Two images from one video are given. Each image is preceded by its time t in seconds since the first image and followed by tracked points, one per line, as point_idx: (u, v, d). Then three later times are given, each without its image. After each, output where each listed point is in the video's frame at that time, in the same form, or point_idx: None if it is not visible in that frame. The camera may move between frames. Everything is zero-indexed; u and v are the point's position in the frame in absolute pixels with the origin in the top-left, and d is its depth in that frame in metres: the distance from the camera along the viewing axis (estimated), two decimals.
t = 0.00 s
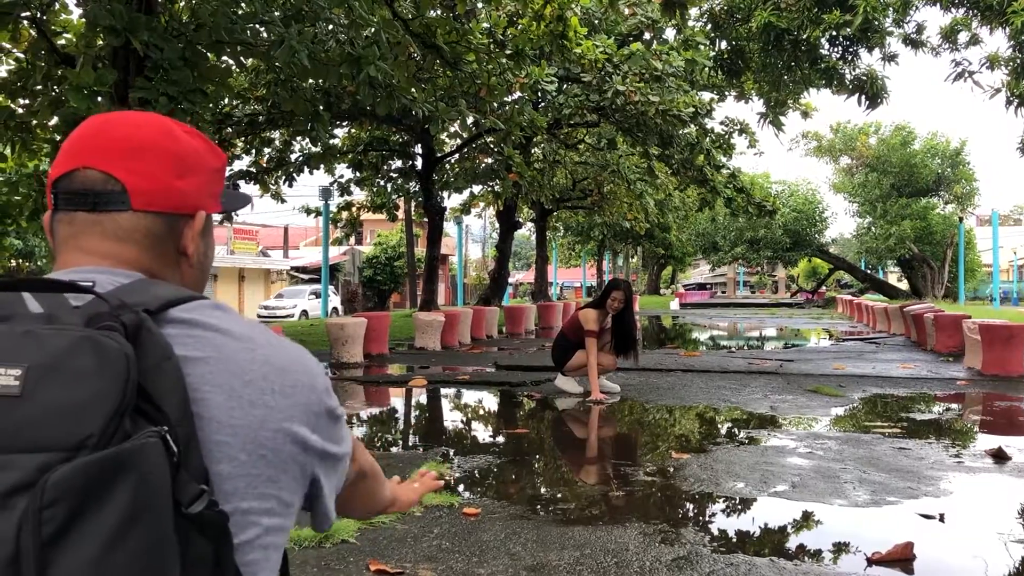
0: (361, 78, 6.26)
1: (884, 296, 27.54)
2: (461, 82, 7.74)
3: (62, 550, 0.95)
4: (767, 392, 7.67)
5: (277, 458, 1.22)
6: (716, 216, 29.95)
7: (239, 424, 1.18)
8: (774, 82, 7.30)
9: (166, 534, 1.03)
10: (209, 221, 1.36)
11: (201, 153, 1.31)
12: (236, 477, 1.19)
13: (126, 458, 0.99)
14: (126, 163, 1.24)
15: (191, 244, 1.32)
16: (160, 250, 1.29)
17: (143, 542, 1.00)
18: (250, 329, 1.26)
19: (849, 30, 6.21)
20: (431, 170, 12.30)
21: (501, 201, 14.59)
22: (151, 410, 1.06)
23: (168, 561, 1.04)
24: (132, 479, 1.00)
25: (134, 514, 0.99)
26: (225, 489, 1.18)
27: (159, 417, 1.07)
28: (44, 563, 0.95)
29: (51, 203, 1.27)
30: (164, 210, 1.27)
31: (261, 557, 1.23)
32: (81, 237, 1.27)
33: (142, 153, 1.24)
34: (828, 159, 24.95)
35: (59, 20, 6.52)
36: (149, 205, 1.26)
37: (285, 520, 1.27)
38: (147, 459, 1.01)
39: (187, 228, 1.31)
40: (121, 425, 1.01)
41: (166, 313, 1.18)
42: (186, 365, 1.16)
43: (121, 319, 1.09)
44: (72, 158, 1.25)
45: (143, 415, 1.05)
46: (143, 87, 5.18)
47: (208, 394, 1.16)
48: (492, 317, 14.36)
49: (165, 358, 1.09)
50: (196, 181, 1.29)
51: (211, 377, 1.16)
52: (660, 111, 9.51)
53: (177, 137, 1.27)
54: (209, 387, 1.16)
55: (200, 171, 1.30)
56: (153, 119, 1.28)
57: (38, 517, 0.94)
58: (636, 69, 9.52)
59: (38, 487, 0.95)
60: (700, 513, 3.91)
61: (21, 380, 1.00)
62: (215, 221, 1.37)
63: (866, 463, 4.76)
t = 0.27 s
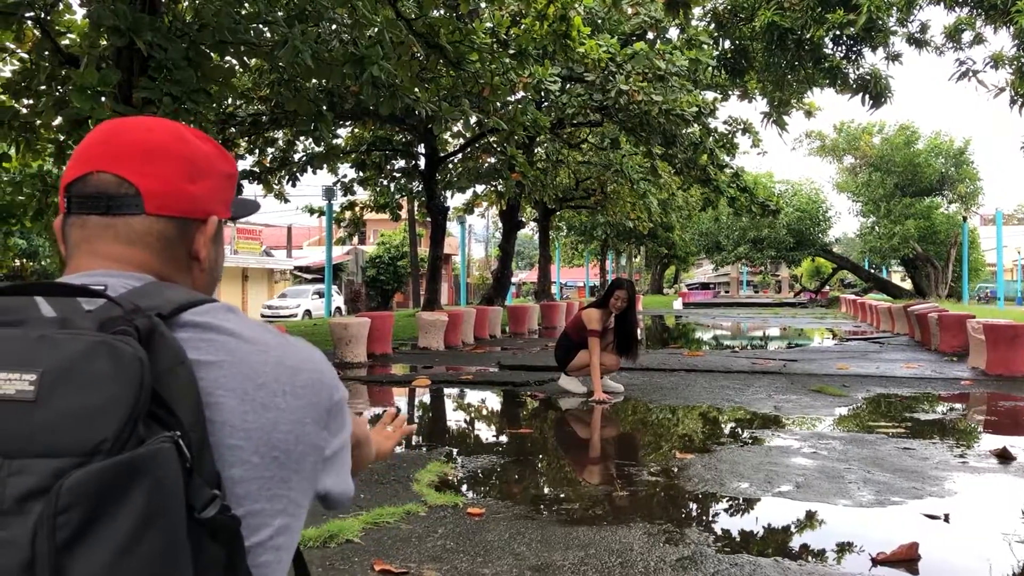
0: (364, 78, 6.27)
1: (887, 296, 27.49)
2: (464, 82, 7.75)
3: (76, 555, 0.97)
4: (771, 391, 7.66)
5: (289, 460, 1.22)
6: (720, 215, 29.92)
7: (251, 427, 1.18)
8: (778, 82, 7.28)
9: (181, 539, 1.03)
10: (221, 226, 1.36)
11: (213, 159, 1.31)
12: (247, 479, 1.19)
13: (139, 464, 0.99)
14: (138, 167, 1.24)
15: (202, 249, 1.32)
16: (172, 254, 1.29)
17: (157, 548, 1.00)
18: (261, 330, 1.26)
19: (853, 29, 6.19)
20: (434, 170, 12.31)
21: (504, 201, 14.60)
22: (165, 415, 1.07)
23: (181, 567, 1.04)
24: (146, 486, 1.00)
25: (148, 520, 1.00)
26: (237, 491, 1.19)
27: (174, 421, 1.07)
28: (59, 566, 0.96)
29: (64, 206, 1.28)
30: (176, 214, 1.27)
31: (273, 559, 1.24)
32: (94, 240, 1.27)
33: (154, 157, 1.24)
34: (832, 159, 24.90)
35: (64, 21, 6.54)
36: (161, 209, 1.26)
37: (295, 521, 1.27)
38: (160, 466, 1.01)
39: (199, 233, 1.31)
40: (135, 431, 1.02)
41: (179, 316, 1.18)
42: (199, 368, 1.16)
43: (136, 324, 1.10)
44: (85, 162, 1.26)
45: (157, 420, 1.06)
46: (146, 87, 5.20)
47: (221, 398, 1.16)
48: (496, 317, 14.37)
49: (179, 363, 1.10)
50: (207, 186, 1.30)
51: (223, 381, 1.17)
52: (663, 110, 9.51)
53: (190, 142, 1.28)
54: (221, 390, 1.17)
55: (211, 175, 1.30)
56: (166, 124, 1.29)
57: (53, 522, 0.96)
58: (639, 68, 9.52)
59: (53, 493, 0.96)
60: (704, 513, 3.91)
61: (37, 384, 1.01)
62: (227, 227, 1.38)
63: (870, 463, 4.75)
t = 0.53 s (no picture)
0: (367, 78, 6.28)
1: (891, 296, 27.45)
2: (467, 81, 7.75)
3: (69, 555, 0.97)
4: (775, 391, 7.65)
5: (287, 457, 1.23)
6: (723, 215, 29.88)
7: (248, 424, 1.18)
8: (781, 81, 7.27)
9: (175, 538, 1.04)
10: (216, 223, 1.36)
11: (208, 156, 1.31)
12: (244, 477, 1.19)
13: (133, 463, 1.00)
14: (134, 165, 1.25)
15: (198, 246, 1.33)
16: (167, 251, 1.30)
17: (151, 548, 1.01)
18: (258, 328, 1.26)
19: (857, 29, 6.18)
20: (436, 170, 12.32)
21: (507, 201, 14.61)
22: (159, 413, 1.07)
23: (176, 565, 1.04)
24: (140, 485, 1.00)
25: (143, 519, 1.00)
26: (235, 488, 1.19)
27: (168, 419, 1.08)
28: (52, 566, 0.96)
29: (59, 205, 1.28)
30: (171, 212, 1.28)
31: (271, 555, 1.25)
32: (89, 238, 1.28)
33: (150, 154, 1.25)
34: (835, 158, 24.86)
35: (67, 21, 6.55)
36: (156, 207, 1.27)
37: (293, 518, 1.28)
38: (154, 464, 1.02)
39: (194, 229, 1.32)
40: (128, 430, 1.02)
41: (174, 314, 1.19)
42: (194, 365, 1.17)
43: (129, 323, 1.10)
44: (80, 160, 1.26)
45: (151, 419, 1.06)
46: (150, 87, 5.20)
47: (217, 395, 1.17)
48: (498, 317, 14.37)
49: (174, 361, 1.10)
50: (203, 183, 1.30)
51: (218, 378, 1.17)
52: (666, 110, 9.50)
53: (185, 140, 1.28)
54: (216, 386, 1.17)
55: (207, 172, 1.31)
56: (161, 122, 1.29)
57: (46, 522, 0.96)
58: (642, 68, 9.51)
59: (46, 493, 0.96)
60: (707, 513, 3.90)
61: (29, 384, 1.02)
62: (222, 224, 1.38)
63: (873, 463, 4.75)
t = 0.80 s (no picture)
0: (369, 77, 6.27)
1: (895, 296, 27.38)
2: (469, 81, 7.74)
3: (54, 545, 0.95)
4: (778, 391, 7.63)
5: (277, 447, 1.22)
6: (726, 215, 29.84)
7: (237, 413, 1.17)
8: (783, 80, 7.25)
9: (162, 529, 1.03)
10: (206, 214, 1.35)
11: (199, 146, 1.30)
12: (233, 467, 1.18)
13: (118, 452, 0.98)
14: (125, 155, 1.24)
15: (188, 238, 1.32)
16: (157, 243, 1.29)
17: (137, 539, 1.00)
18: (247, 319, 1.25)
19: (860, 26, 6.15)
20: (439, 170, 12.31)
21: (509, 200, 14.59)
22: (144, 404, 1.06)
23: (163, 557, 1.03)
24: (126, 475, 0.99)
25: (127, 509, 0.99)
26: (223, 478, 1.18)
27: (154, 409, 1.06)
28: (36, 557, 0.95)
29: (47, 194, 1.27)
30: (161, 202, 1.27)
31: (261, 547, 1.23)
32: (78, 229, 1.27)
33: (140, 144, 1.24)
34: (839, 158, 24.80)
35: (69, 20, 6.55)
36: (146, 198, 1.25)
37: (285, 510, 1.26)
38: (140, 454, 1.00)
39: (184, 220, 1.31)
40: (113, 420, 1.01)
41: (162, 304, 1.17)
42: (182, 354, 1.15)
43: (115, 312, 1.09)
44: (69, 149, 1.25)
45: (136, 408, 1.05)
46: (151, 85, 5.19)
47: (205, 385, 1.15)
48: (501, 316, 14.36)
49: (160, 351, 1.09)
50: (193, 174, 1.29)
51: (206, 368, 1.16)
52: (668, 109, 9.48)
53: (176, 129, 1.27)
54: (204, 376, 1.16)
55: (197, 164, 1.29)
56: (152, 111, 1.28)
57: (29, 512, 0.94)
58: (645, 67, 9.49)
59: (29, 483, 0.95)
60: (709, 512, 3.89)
61: (12, 374, 1.00)
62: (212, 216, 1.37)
63: (876, 462, 4.73)
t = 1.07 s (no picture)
0: (374, 78, 6.30)
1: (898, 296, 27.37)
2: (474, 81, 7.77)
3: (71, 549, 0.98)
4: (781, 391, 7.65)
5: (288, 450, 1.24)
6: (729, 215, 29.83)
7: (250, 417, 1.20)
8: (787, 80, 7.25)
9: (176, 533, 1.05)
10: (214, 218, 1.38)
11: (206, 151, 1.33)
12: (244, 469, 1.21)
13: (132, 459, 1.01)
14: (133, 160, 1.26)
15: (197, 241, 1.35)
16: (166, 247, 1.31)
17: (152, 543, 1.02)
18: (258, 321, 1.28)
19: (864, 28, 6.16)
20: (442, 170, 12.33)
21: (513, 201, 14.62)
22: (157, 409, 1.09)
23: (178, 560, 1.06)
24: (140, 481, 1.02)
25: (143, 514, 1.02)
26: (236, 481, 1.21)
27: (166, 415, 1.09)
28: (54, 562, 0.98)
29: (58, 201, 1.30)
30: (170, 207, 1.29)
31: (274, 548, 1.26)
32: (89, 234, 1.29)
33: (149, 149, 1.26)
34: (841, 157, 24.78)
35: (76, 22, 6.58)
36: (155, 203, 1.28)
37: (297, 510, 1.29)
38: (153, 459, 1.03)
39: (192, 224, 1.34)
40: (127, 426, 1.04)
41: (174, 308, 1.20)
42: (194, 358, 1.18)
43: (128, 318, 1.11)
44: (80, 155, 1.27)
45: (149, 414, 1.08)
46: (158, 87, 5.22)
47: (216, 389, 1.18)
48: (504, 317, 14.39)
49: (172, 356, 1.12)
50: (201, 178, 1.32)
51: (217, 371, 1.19)
52: (671, 109, 9.49)
53: (183, 135, 1.30)
54: (216, 379, 1.18)
55: (203, 168, 1.32)
56: (160, 117, 1.31)
57: (47, 519, 0.97)
58: (649, 67, 9.50)
59: (46, 491, 0.98)
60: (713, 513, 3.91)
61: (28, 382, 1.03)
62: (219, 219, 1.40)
63: (880, 463, 4.74)
